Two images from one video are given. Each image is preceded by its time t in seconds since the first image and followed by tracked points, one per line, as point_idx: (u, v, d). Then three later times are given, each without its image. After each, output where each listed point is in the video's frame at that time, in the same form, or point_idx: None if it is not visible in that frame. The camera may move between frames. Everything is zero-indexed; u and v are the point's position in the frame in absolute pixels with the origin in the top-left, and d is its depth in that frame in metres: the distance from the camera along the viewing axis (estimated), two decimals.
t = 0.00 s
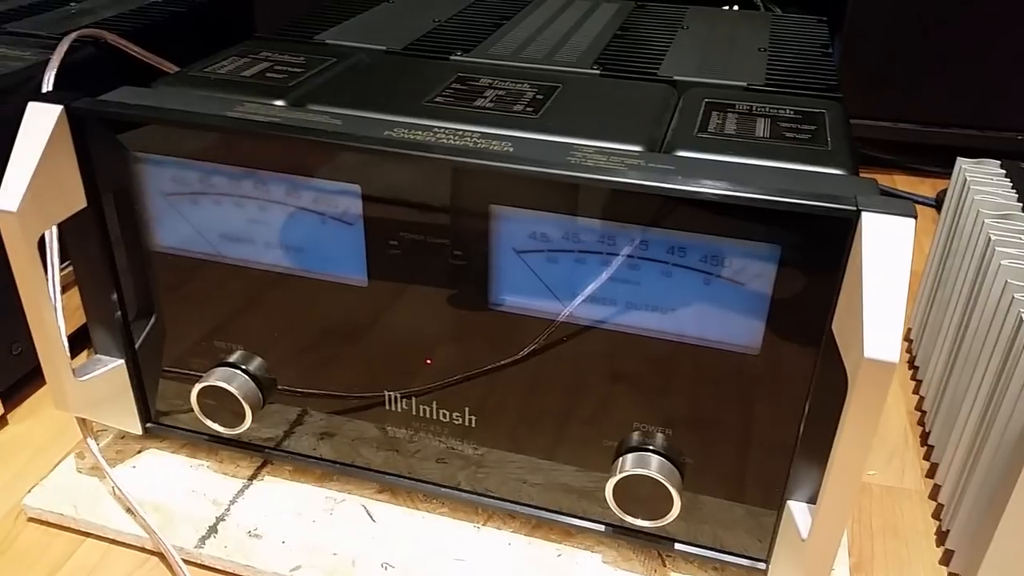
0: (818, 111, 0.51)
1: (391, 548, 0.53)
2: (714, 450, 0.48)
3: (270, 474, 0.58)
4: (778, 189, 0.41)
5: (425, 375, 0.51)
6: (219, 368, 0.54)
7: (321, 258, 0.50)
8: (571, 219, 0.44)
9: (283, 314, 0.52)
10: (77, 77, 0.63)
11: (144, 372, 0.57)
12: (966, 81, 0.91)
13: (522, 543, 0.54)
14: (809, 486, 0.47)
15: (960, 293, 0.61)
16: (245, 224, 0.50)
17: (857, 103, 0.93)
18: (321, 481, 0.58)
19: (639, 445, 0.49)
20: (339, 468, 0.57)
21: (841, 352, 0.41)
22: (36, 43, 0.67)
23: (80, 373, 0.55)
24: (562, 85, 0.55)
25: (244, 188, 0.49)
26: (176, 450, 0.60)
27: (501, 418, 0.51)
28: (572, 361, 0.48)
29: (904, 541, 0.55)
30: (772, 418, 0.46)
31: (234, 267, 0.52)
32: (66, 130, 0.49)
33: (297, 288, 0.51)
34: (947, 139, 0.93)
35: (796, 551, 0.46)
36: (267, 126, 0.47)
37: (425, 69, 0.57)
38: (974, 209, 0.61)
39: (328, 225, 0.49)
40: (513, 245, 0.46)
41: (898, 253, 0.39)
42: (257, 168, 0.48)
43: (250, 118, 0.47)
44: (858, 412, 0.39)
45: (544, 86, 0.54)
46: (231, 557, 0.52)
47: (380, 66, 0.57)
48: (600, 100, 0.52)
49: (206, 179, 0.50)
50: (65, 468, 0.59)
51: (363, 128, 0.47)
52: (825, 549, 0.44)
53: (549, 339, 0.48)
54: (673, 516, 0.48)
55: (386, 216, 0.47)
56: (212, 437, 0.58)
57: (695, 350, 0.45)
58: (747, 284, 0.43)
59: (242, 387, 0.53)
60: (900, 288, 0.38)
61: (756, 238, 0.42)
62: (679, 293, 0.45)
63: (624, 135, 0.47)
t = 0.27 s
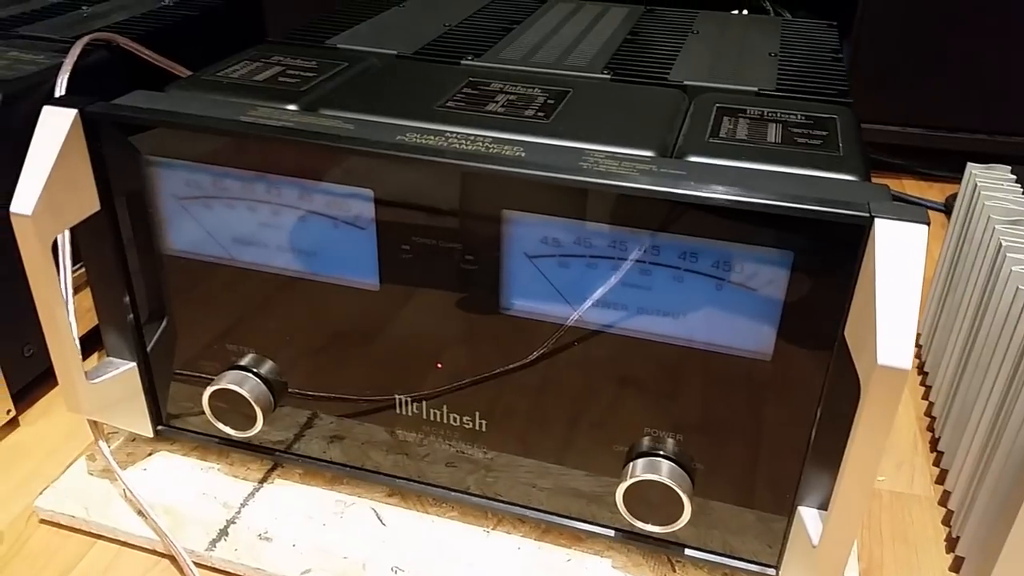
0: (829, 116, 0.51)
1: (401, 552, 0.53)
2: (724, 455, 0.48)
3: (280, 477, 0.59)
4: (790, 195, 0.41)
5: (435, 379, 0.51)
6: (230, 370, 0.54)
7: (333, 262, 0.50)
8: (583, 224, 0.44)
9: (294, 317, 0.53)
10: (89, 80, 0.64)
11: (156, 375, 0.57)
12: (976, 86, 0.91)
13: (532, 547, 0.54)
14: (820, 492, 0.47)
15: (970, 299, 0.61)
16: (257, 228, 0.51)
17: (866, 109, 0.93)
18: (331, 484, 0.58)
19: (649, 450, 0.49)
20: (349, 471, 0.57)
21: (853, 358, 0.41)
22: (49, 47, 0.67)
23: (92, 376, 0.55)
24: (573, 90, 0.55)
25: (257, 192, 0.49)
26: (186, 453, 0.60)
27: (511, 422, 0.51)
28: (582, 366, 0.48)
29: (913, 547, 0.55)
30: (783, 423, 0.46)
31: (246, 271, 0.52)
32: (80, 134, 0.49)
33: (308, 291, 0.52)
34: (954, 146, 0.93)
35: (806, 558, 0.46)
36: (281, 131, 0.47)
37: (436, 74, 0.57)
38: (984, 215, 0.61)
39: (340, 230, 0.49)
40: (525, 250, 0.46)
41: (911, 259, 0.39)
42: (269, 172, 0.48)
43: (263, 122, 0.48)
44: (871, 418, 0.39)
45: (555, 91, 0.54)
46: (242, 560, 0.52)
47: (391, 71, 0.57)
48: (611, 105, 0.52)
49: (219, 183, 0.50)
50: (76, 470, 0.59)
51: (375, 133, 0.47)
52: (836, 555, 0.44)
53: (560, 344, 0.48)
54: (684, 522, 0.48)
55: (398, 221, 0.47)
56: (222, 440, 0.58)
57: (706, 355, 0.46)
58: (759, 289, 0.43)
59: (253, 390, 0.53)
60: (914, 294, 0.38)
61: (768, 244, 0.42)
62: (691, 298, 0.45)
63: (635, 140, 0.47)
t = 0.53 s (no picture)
0: (837, 127, 0.51)
1: (408, 560, 0.53)
2: (731, 465, 0.48)
3: (287, 484, 0.59)
4: (798, 206, 0.41)
5: (443, 387, 0.52)
6: (239, 378, 0.55)
7: (343, 271, 0.50)
8: (592, 234, 0.45)
9: (303, 326, 0.53)
10: (99, 89, 0.64)
11: (164, 382, 0.57)
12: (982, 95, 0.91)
13: (539, 556, 0.54)
14: (828, 502, 0.47)
15: (977, 309, 0.61)
16: (267, 236, 0.51)
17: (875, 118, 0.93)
18: (338, 491, 0.58)
19: (657, 460, 0.49)
20: (356, 478, 0.57)
21: (862, 369, 0.41)
22: (59, 55, 0.67)
23: (101, 383, 0.55)
24: (581, 100, 0.55)
25: (267, 201, 0.50)
26: (194, 460, 0.60)
27: (519, 431, 0.51)
28: (590, 375, 0.48)
29: (921, 558, 0.55)
30: (790, 433, 0.46)
31: (254, 279, 0.52)
32: (91, 143, 0.50)
33: (316, 299, 0.52)
34: (961, 154, 0.93)
35: (814, 568, 0.46)
36: (291, 141, 0.47)
37: (445, 84, 0.57)
38: (991, 225, 0.61)
39: (350, 239, 0.49)
40: (533, 259, 0.46)
41: (920, 271, 0.39)
42: (280, 182, 0.49)
43: (273, 132, 0.48)
44: (879, 429, 0.39)
45: (563, 101, 0.55)
46: (250, 567, 0.52)
47: (400, 81, 0.58)
48: (619, 115, 0.53)
49: (229, 192, 0.50)
50: (85, 476, 0.59)
51: (385, 143, 0.47)
52: (843, 566, 0.44)
53: (568, 354, 0.48)
54: (691, 532, 0.48)
55: (407, 230, 0.48)
56: (230, 447, 0.59)
57: (714, 365, 0.46)
58: (768, 300, 0.43)
59: (262, 397, 0.54)
60: (923, 306, 0.38)
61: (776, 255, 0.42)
62: (699, 308, 0.45)
63: (644, 150, 0.48)
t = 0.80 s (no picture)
0: (849, 128, 0.51)
1: (417, 559, 0.53)
2: (742, 466, 0.48)
3: (297, 482, 0.59)
4: (812, 207, 0.41)
5: (453, 386, 0.52)
6: (250, 376, 0.55)
7: (354, 270, 0.50)
8: (604, 235, 0.45)
9: (314, 324, 0.53)
10: (110, 87, 0.64)
11: (174, 380, 0.58)
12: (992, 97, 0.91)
13: (548, 556, 0.54)
14: (839, 504, 0.47)
15: (987, 311, 0.60)
16: (279, 235, 0.51)
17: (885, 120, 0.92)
18: (348, 490, 0.58)
19: (668, 461, 0.49)
20: (365, 477, 0.57)
21: (875, 370, 0.41)
22: (70, 53, 0.68)
23: (112, 381, 0.56)
24: (591, 100, 0.55)
25: (279, 200, 0.50)
26: (204, 457, 0.61)
27: (529, 431, 0.51)
28: (601, 375, 0.48)
29: (931, 559, 0.55)
30: (802, 434, 0.46)
31: (265, 277, 0.53)
32: (103, 141, 0.50)
33: (327, 298, 0.52)
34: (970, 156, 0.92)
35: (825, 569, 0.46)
36: (303, 140, 0.47)
37: (455, 83, 0.57)
38: (1002, 227, 0.61)
39: (361, 238, 0.49)
40: (545, 259, 0.46)
41: (934, 273, 0.39)
42: (292, 181, 0.49)
43: (286, 131, 0.48)
44: (893, 431, 0.39)
45: (574, 101, 0.55)
46: (260, 565, 0.52)
47: (411, 80, 0.58)
48: (630, 116, 0.53)
49: (241, 191, 0.50)
50: (95, 474, 0.60)
51: (397, 142, 0.47)
52: (855, 568, 0.44)
53: (579, 353, 0.48)
54: (702, 532, 0.48)
55: (418, 230, 0.48)
56: (241, 445, 0.59)
57: (725, 366, 0.46)
58: (780, 301, 0.43)
59: (273, 395, 0.54)
60: (937, 307, 0.38)
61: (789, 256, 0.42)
62: (711, 309, 0.45)
63: (656, 151, 0.48)
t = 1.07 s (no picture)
0: (860, 128, 0.51)
1: (425, 556, 0.53)
2: (751, 466, 0.48)
3: (304, 479, 0.59)
4: (824, 206, 0.41)
5: (462, 385, 0.52)
6: (259, 373, 0.55)
7: (364, 268, 0.50)
8: (615, 233, 0.45)
9: (323, 322, 0.53)
10: (120, 84, 0.64)
11: (183, 376, 0.58)
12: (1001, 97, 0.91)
13: (556, 554, 0.54)
14: (848, 504, 0.47)
15: (997, 311, 0.60)
16: (288, 233, 0.51)
17: (894, 120, 0.92)
18: (355, 487, 0.58)
19: (676, 460, 0.49)
20: (373, 475, 0.57)
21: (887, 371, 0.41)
22: (80, 50, 0.68)
23: (121, 377, 0.56)
24: (601, 99, 0.55)
25: (289, 197, 0.50)
26: (212, 454, 0.61)
27: (537, 429, 0.51)
28: (610, 374, 0.48)
29: (939, 560, 0.55)
30: (811, 434, 0.46)
31: (274, 274, 0.53)
32: (114, 137, 0.50)
33: (336, 296, 0.52)
34: (980, 156, 0.92)
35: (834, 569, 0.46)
36: (314, 137, 0.47)
37: (465, 81, 0.57)
38: (1012, 227, 0.61)
39: (371, 235, 0.49)
40: (555, 258, 0.46)
41: (947, 273, 0.39)
42: (302, 178, 0.49)
43: (296, 129, 0.48)
44: (904, 430, 0.39)
45: (584, 100, 0.55)
46: (268, 562, 0.52)
47: (421, 78, 0.58)
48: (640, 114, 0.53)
49: (251, 188, 0.50)
50: (103, 470, 0.60)
51: (407, 140, 0.47)
52: (864, 568, 0.44)
53: (588, 352, 0.48)
54: (710, 532, 0.48)
55: (428, 227, 0.48)
56: (248, 442, 0.59)
57: (735, 365, 0.46)
58: (791, 301, 0.43)
59: (281, 392, 0.54)
60: (950, 307, 0.38)
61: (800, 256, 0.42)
62: (721, 308, 0.45)
63: (666, 149, 0.48)
